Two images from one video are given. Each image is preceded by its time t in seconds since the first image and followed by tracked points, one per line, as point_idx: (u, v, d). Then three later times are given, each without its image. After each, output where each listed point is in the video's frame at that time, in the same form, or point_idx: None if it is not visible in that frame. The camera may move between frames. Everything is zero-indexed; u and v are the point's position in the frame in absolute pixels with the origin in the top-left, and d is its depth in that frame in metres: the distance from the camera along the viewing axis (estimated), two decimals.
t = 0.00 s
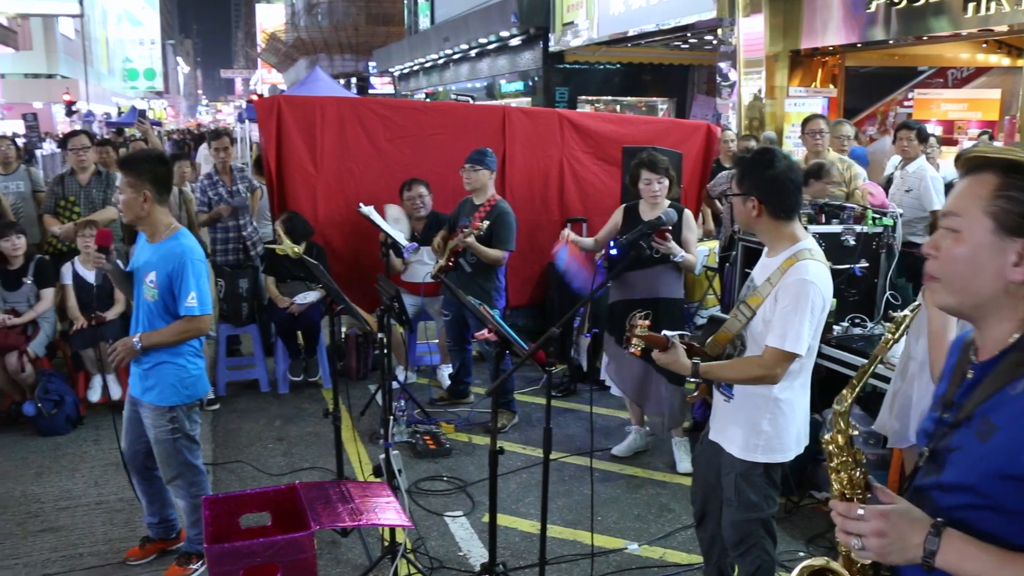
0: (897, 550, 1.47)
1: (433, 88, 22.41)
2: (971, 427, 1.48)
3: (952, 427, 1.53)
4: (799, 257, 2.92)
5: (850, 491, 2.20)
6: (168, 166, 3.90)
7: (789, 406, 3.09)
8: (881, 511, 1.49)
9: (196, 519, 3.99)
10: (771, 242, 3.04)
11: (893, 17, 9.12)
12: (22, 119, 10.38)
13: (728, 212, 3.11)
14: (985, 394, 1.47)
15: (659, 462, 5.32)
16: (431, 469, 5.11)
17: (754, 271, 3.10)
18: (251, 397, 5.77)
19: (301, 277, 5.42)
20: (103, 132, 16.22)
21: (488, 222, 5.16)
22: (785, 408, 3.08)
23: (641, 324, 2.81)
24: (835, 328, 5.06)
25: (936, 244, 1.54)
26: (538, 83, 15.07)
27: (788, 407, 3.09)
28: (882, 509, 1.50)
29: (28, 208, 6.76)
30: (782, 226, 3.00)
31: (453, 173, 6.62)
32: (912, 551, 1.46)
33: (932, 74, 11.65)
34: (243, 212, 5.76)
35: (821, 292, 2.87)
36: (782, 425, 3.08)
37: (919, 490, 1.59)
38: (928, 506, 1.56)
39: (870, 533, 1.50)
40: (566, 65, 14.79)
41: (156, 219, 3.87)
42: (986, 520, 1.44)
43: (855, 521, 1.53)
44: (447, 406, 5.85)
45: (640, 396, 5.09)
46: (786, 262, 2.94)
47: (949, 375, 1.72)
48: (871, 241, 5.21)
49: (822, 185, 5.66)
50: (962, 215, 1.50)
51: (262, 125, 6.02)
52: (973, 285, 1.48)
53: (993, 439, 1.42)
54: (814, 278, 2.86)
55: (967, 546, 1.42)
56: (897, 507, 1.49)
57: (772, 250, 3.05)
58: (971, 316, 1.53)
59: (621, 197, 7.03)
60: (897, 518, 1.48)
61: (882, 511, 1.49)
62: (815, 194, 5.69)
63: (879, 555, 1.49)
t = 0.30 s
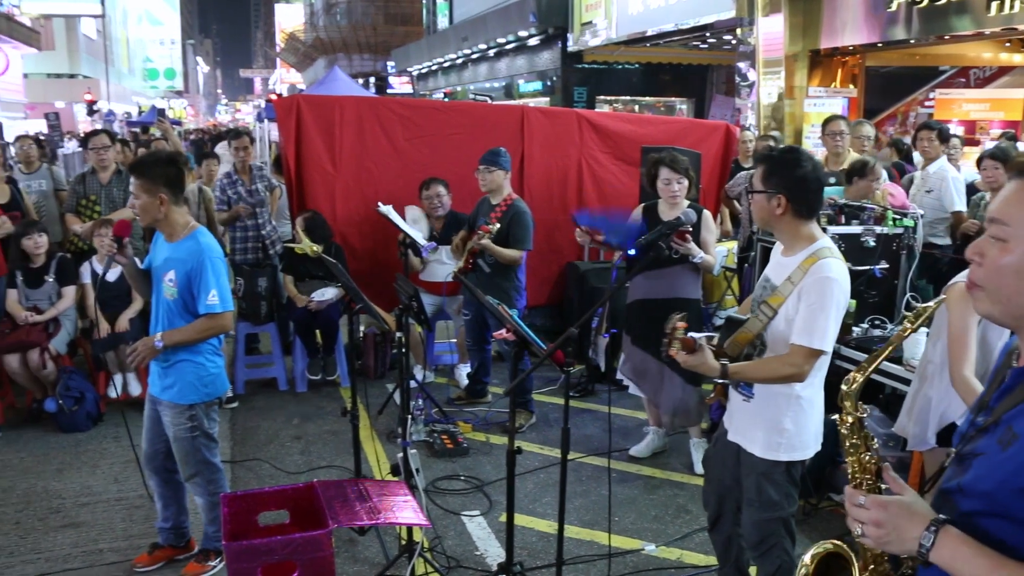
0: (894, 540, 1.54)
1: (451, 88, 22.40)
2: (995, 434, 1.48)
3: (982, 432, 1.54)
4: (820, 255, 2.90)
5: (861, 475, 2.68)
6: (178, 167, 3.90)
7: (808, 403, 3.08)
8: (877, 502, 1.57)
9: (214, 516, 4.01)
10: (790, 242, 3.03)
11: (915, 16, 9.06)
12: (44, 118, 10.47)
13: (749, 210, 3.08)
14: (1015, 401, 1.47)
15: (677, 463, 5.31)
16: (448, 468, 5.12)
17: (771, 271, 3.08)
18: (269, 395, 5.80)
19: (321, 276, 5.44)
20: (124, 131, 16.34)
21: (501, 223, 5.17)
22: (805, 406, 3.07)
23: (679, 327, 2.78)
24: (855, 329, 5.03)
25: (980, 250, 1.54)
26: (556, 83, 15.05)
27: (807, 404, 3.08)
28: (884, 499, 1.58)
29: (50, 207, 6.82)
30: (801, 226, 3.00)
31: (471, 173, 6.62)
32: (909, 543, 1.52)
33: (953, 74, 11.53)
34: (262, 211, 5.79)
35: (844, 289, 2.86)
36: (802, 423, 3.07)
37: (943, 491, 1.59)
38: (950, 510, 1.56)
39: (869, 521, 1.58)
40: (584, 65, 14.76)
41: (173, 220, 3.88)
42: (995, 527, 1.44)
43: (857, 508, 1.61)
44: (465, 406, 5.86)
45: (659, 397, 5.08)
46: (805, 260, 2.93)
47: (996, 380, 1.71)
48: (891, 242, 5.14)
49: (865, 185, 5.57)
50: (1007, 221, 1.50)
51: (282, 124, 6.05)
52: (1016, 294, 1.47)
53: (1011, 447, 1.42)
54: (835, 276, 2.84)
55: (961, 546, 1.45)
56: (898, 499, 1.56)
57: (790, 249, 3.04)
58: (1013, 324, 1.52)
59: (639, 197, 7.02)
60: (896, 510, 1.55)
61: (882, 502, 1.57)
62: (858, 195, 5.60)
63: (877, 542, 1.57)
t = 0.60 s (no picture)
0: (907, 536, 1.58)
1: (472, 88, 22.41)
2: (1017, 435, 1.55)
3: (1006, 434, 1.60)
4: (837, 252, 2.91)
5: (879, 469, 2.82)
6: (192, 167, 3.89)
7: (825, 397, 3.12)
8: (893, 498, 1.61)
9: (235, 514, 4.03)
10: (805, 240, 3.03)
11: (940, 15, 8.98)
12: (70, 118, 10.59)
13: (767, 207, 3.06)
14: None
15: (698, 465, 5.29)
16: (468, 467, 5.12)
17: (784, 269, 3.08)
18: (290, 394, 5.84)
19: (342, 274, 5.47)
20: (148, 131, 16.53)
21: (521, 223, 5.18)
22: (824, 401, 3.09)
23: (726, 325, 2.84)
24: (877, 331, 4.94)
25: (1011, 259, 1.63)
26: (578, 83, 15.02)
27: (826, 399, 3.11)
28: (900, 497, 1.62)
29: (75, 205, 6.91)
30: (817, 224, 3.01)
31: (492, 172, 6.63)
32: (921, 541, 1.56)
33: (979, 74, 11.39)
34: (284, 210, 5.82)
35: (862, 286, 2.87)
36: (821, 418, 3.10)
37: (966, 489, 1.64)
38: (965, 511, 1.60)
39: (881, 516, 1.63)
40: (606, 65, 14.72)
41: (198, 220, 3.91)
42: (1002, 528, 1.50)
43: (872, 503, 1.66)
44: (485, 405, 5.87)
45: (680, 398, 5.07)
46: (824, 258, 2.93)
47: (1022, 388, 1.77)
48: (915, 243, 5.10)
49: (883, 172, 5.57)
50: None
51: (304, 124, 6.08)
52: None
53: None
54: (855, 272, 2.85)
55: (972, 548, 1.49)
56: (915, 498, 1.61)
57: (805, 248, 3.04)
58: None
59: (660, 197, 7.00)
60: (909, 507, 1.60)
61: (897, 498, 1.61)
62: (876, 184, 5.60)
63: (887, 537, 1.61)
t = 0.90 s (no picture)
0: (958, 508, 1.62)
1: (490, 87, 22.39)
2: None
3: None
4: (847, 247, 2.99)
5: (892, 465, 3.12)
6: (211, 167, 3.91)
7: (838, 389, 3.16)
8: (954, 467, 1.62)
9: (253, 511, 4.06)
10: (813, 236, 3.11)
11: (962, 14, 8.92)
12: (91, 118, 10.66)
13: (779, 204, 3.11)
14: None
15: (715, 466, 5.28)
16: (485, 467, 5.13)
17: (792, 266, 3.16)
18: (308, 392, 5.87)
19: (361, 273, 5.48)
20: (167, 130, 16.67)
21: (540, 222, 5.18)
22: (836, 392, 3.14)
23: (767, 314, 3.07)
24: (896, 333, 4.93)
25: None
26: (596, 83, 14.97)
27: (837, 390, 3.16)
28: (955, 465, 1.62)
29: (95, 204, 6.97)
30: (826, 220, 3.09)
31: (510, 172, 6.64)
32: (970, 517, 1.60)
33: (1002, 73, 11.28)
34: (302, 210, 5.86)
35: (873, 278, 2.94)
36: (835, 409, 3.13)
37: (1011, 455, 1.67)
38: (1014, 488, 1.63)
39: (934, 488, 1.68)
40: (624, 65, 14.67)
41: (218, 219, 3.93)
42: None
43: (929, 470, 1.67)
44: (502, 405, 5.88)
45: (698, 399, 5.04)
46: (834, 252, 3.01)
47: None
48: (935, 245, 5.06)
49: (901, 173, 5.58)
50: None
51: (323, 123, 6.11)
52: None
53: None
54: (864, 264, 2.92)
55: (1020, 545, 1.54)
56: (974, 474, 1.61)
57: (813, 244, 3.12)
58: None
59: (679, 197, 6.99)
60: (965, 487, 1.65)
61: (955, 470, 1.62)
62: (896, 184, 5.59)
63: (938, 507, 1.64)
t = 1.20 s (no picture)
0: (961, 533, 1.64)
1: (519, 87, 22.39)
2: None
3: None
4: (875, 244, 2.99)
5: (928, 462, 2.81)
6: (242, 166, 3.93)
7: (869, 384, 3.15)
8: (955, 493, 1.67)
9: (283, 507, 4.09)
10: (839, 235, 3.09)
11: (1001, 12, 8.79)
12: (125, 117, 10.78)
13: (807, 204, 3.10)
14: None
15: (745, 468, 5.25)
16: (514, 466, 5.14)
17: (817, 265, 3.15)
18: (337, 390, 5.91)
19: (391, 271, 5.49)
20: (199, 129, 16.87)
21: (573, 221, 5.18)
22: (868, 387, 3.13)
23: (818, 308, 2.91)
24: (930, 336, 4.87)
25: None
26: (627, 83, 14.95)
27: (868, 386, 3.16)
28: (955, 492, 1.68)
29: (130, 202, 7.06)
30: (852, 219, 3.08)
31: (540, 172, 6.64)
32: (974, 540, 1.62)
33: None
34: (333, 209, 5.91)
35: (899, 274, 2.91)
36: (866, 405, 3.13)
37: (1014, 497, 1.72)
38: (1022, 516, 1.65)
39: (938, 508, 1.69)
40: (655, 65, 14.64)
41: (250, 217, 3.96)
42: None
43: (930, 495, 1.72)
44: (531, 405, 5.89)
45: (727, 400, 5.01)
46: (862, 250, 3.00)
47: None
48: (970, 246, 5.00)
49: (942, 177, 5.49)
50: None
51: (354, 123, 6.15)
52: None
53: None
54: (893, 260, 2.92)
55: None
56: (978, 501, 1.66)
57: (839, 243, 3.10)
58: None
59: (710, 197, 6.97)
60: (970, 503, 1.66)
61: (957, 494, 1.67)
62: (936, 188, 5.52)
63: (941, 530, 1.67)
